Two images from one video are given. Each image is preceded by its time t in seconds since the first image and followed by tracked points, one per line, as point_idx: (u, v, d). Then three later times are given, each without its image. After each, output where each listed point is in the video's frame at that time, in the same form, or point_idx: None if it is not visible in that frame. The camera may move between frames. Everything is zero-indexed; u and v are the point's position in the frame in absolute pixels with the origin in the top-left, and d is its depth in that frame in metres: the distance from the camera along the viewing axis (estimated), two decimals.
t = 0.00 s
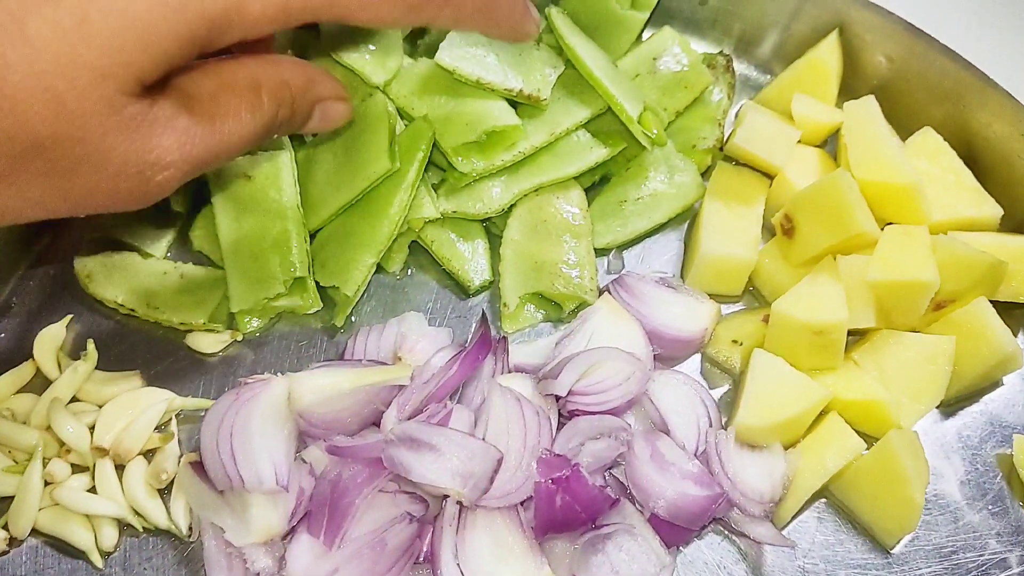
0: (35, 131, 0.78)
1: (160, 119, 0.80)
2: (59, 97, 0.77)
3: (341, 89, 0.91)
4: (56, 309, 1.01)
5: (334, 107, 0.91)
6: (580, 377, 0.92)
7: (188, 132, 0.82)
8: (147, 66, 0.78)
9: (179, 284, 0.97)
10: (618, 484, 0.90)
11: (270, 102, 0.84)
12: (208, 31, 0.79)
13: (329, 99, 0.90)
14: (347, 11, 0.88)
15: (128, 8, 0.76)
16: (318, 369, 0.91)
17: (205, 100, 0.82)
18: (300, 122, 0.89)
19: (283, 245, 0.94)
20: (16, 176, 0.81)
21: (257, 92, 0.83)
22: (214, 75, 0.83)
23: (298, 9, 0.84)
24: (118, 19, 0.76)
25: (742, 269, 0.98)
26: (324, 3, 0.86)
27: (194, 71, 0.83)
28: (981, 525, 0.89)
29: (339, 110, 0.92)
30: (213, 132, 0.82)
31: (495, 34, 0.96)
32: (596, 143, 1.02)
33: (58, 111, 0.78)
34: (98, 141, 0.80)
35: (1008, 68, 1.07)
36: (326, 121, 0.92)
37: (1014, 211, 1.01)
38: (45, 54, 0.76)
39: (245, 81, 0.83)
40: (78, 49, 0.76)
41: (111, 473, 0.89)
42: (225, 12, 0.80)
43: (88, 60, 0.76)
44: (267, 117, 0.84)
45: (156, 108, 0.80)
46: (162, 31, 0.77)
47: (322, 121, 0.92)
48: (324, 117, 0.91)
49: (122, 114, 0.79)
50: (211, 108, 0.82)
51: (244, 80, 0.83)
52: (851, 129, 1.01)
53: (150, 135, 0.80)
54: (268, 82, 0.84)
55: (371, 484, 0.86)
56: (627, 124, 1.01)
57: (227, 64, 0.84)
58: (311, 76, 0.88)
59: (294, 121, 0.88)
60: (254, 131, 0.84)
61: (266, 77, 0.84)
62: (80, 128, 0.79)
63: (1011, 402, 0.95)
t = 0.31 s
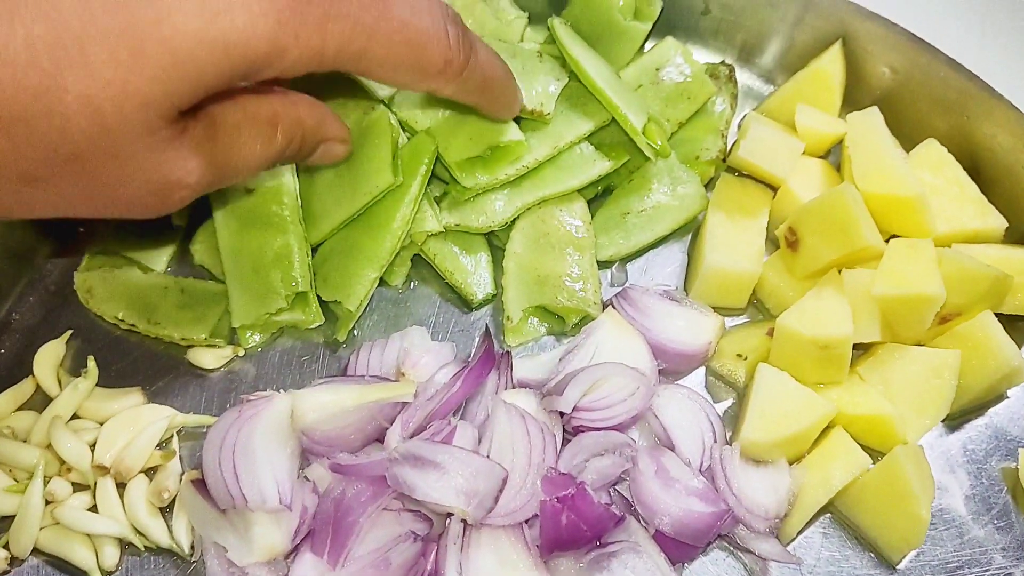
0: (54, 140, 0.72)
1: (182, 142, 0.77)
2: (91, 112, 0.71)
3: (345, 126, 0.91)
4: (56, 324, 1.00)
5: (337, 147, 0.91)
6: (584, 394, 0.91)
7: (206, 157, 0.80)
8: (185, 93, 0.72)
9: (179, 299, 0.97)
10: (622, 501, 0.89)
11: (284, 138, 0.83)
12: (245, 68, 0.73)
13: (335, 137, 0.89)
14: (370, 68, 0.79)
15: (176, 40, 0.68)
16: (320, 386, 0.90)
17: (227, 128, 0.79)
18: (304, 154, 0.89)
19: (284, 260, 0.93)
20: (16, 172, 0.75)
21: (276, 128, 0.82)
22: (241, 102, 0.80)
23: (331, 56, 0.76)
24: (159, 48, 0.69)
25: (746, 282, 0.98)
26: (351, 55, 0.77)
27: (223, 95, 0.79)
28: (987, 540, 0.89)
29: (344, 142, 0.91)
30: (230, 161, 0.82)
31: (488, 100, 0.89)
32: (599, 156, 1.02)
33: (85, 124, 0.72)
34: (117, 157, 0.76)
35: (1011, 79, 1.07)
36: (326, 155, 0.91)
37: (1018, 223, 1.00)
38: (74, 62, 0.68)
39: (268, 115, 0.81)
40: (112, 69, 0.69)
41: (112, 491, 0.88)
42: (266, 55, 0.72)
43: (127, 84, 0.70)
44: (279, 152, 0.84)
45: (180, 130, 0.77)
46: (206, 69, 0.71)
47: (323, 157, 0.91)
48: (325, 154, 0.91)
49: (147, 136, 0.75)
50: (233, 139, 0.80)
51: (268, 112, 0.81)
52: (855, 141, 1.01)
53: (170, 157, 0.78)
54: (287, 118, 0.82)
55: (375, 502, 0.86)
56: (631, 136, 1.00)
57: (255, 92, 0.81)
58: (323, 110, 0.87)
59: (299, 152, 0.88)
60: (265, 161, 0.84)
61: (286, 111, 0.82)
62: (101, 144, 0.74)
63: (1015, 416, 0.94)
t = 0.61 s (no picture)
0: (53, 162, 0.72)
1: (182, 161, 0.77)
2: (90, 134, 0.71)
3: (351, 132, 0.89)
4: (48, 334, 0.99)
5: (342, 155, 0.89)
6: (580, 404, 0.91)
7: (206, 175, 0.80)
8: (186, 118, 0.71)
9: (173, 309, 0.96)
10: (619, 512, 0.89)
11: (288, 152, 0.82)
12: (244, 92, 0.71)
13: (341, 145, 0.88)
14: (373, 95, 0.77)
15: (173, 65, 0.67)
16: (315, 397, 0.90)
17: (230, 145, 0.79)
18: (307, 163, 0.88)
19: (277, 269, 0.92)
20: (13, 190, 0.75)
21: (280, 144, 0.81)
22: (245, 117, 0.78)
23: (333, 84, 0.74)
24: (156, 73, 0.68)
25: (743, 291, 0.97)
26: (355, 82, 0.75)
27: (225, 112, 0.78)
28: (984, 550, 0.89)
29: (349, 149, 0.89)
30: (230, 176, 0.81)
31: (498, 128, 0.88)
32: (595, 164, 1.01)
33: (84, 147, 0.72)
34: (116, 177, 0.76)
35: (1008, 86, 1.06)
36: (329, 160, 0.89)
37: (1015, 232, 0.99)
38: (69, 82, 0.68)
39: (272, 131, 0.80)
40: (109, 94, 0.68)
41: (104, 504, 0.88)
42: (264, 82, 0.71)
43: (124, 107, 0.69)
44: (281, 166, 0.84)
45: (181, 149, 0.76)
46: (203, 96, 0.70)
47: (327, 163, 0.91)
48: (329, 160, 0.90)
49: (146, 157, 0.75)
50: (236, 155, 0.80)
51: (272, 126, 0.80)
52: (852, 149, 1.00)
53: (170, 176, 0.78)
54: (292, 133, 0.81)
55: (369, 515, 0.85)
56: (626, 145, 0.99)
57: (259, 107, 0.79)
58: (329, 120, 0.85)
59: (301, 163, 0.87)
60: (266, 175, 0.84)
61: (291, 126, 0.81)
62: (101, 163, 0.74)
63: (1012, 425, 0.94)
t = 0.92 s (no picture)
0: (34, 175, 0.72)
1: (167, 182, 0.78)
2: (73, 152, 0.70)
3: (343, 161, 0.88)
4: (41, 349, 0.99)
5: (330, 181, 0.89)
6: (576, 420, 0.90)
7: (194, 197, 0.81)
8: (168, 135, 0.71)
9: (166, 324, 0.96)
10: (615, 528, 0.88)
11: (277, 180, 0.83)
12: (232, 107, 0.69)
13: (333, 173, 0.87)
14: (363, 121, 0.76)
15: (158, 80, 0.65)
16: (309, 413, 0.89)
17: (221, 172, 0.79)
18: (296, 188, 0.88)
19: (270, 285, 0.92)
20: None
21: (271, 175, 0.82)
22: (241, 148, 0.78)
23: (324, 106, 0.73)
24: (140, 87, 0.66)
25: (739, 304, 0.97)
26: (347, 106, 0.74)
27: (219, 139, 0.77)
28: (982, 564, 0.88)
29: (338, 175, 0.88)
30: (218, 198, 0.82)
31: (477, 175, 0.88)
32: (591, 177, 1.01)
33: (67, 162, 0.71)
34: (100, 194, 0.76)
35: (1004, 96, 1.06)
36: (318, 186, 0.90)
37: (1011, 244, 0.99)
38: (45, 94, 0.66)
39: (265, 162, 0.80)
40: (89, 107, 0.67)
41: (97, 521, 0.87)
42: (253, 97, 0.69)
43: (104, 121, 0.68)
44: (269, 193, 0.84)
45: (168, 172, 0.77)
46: (190, 108, 0.68)
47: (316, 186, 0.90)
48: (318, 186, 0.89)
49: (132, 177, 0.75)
50: (227, 180, 0.80)
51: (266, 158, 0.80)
52: (848, 161, 1.00)
53: (155, 195, 0.78)
54: (285, 165, 0.82)
55: (364, 533, 0.84)
56: (621, 157, 0.99)
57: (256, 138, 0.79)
58: (324, 152, 0.85)
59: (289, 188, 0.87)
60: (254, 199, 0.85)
61: (285, 158, 0.81)
62: (85, 177, 0.73)
63: (1010, 438, 0.94)
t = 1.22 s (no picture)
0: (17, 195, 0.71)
1: (152, 213, 0.78)
2: (57, 172, 0.70)
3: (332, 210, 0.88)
4: (46, 358, 0.99)
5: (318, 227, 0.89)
6: (579, 429, 0.91)
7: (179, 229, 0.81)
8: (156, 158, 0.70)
9: (170, 333, 0.96)
10: (618, 536, 0.89)
11: (266, 220, 0.83)
12: (225, 134, 0.69)
13: (320, 219, 0.88)
14: (360, 143, 0.76)
15: (146, 104, 0.65)
16: (313, 423, 0.89)
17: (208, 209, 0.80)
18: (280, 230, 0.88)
19: (274, 295, 0.92)
20: None
21: (261, 215, 0.82)
22: (233, 189, 0.78)
23: (319, 131, 0.72)
24: (128, 112, 0.65)
25: (741, 312, 0.97)
26: (344, 129, 0.73)
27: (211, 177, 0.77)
28: (984, 571, 0.89)
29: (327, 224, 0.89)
30: (203, 229, 0.82)
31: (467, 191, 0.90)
32: (593, 186, 1.01)
33: (51, 183, 0.71)
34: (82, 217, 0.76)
35: (1004, 104, 1.07)
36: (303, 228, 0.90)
37: (1012, 252, 1.00)
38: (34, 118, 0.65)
39: (253, 204, 0.80)
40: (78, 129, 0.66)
41: (102, 531, 0.87)
42: (245, 126, 0.68)
43: (91, 143, 0.67)
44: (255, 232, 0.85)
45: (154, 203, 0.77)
46: (177, 132, 0.67)
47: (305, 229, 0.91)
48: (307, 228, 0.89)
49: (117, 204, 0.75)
50: (215, 216, 0.81)
51: (256, 201, 0.80)
52: (850, 170, 1.00)
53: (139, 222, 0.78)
54: (275, 207, 0.82)
55: (368, 542, 0.85)
56: (625, 164, 0.99)
57: (250, 181, 0.79)
58: (316, 200, 0.85)
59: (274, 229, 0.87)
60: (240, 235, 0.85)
61: (276, 203, 0.82)
62: (73, 199, 0.73)
63: (1011, 445, 0.94)
